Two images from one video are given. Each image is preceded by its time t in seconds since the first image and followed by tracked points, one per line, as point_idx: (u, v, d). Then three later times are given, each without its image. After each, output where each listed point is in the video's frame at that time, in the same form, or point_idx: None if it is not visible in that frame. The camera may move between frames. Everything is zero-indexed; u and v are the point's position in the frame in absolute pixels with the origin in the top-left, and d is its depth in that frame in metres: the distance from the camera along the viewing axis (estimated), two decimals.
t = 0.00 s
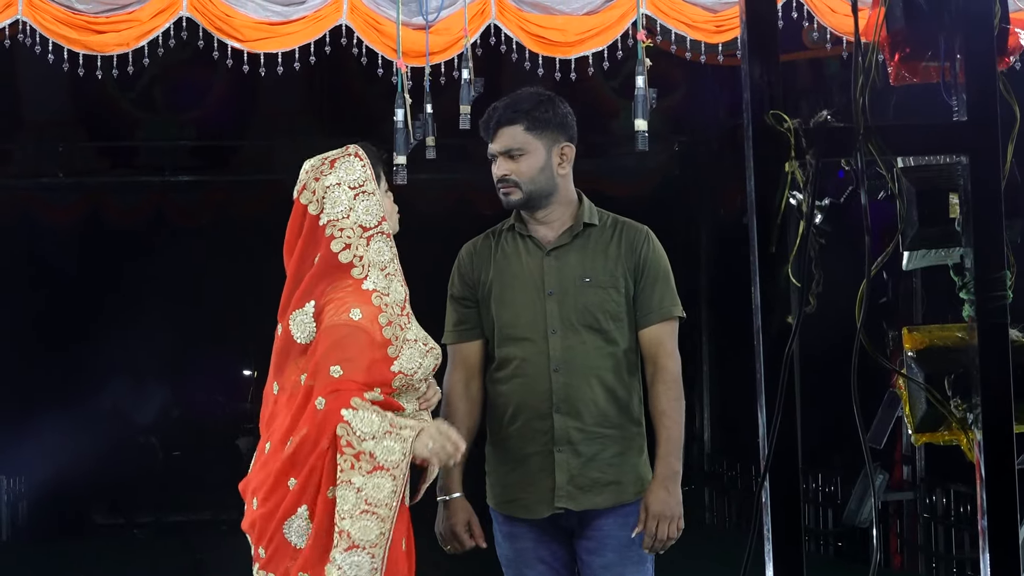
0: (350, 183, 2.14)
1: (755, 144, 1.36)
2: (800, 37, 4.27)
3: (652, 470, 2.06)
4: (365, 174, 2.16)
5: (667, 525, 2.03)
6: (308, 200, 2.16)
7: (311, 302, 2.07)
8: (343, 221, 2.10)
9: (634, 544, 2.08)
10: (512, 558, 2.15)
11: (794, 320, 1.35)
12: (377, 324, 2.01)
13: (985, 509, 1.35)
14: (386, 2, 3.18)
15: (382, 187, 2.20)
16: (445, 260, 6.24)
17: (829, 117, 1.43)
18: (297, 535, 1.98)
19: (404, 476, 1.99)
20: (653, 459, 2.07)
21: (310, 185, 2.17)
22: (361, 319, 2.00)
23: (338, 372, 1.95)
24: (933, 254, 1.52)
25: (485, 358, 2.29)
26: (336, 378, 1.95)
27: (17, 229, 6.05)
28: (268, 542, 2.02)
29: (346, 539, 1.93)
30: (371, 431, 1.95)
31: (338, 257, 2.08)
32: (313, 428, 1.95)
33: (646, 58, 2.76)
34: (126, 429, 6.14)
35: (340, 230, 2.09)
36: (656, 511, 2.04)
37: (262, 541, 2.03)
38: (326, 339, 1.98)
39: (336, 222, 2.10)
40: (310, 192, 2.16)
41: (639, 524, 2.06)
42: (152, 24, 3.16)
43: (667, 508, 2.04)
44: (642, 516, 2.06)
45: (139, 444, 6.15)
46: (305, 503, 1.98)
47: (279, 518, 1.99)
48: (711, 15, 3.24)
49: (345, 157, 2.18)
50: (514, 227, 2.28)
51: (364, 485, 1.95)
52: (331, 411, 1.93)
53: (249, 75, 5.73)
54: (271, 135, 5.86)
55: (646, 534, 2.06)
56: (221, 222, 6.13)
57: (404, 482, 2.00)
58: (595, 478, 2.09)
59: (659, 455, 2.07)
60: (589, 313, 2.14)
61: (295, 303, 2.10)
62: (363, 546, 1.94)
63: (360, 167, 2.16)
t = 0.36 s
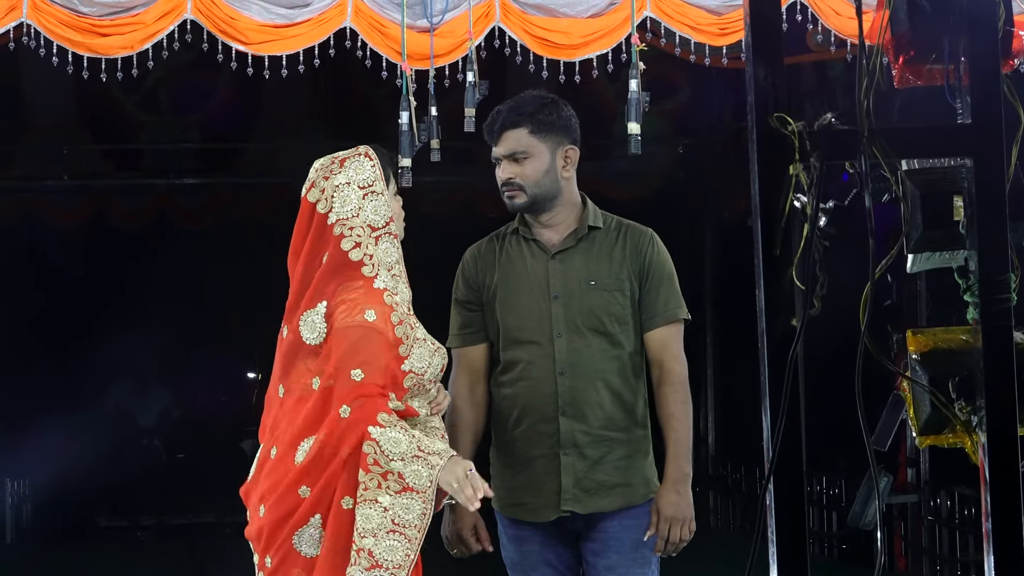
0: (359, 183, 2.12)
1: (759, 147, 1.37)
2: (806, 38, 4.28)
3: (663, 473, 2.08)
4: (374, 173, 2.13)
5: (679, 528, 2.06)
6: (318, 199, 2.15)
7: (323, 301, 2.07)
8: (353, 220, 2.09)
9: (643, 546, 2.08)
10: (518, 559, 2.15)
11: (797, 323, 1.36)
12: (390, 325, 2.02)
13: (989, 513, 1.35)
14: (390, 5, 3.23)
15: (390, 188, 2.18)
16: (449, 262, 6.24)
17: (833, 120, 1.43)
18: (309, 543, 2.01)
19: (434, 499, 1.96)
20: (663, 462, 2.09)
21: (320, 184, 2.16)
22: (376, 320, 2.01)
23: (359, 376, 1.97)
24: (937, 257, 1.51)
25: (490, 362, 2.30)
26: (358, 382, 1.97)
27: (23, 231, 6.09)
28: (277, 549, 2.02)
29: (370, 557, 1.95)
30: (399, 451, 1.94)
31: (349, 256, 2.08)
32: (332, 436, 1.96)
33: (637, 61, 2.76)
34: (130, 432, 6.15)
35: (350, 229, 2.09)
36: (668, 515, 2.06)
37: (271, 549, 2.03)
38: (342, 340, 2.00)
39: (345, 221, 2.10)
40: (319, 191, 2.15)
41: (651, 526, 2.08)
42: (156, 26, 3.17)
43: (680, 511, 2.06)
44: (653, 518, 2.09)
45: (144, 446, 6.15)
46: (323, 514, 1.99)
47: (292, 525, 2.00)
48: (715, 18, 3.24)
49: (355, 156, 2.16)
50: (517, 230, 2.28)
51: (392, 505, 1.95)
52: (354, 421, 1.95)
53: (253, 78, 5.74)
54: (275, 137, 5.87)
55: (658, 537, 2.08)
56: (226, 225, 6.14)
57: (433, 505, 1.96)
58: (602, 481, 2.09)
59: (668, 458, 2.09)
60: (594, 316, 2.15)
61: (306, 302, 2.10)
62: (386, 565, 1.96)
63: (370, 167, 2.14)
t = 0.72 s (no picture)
0: (363, 184, 2.14)
1: (758, 147, 1.37)
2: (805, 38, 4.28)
3: (663, 473, 2.08)
4: (377, 174, 2.16)
5: (678, 528, 2.05)
6: (323, 203, 2.15)
7: (325, 300, 2.08)
8: (359, 221, 2.10)
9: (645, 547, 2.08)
10: (519, 561, 2.15)
11: (796, 324, 1.36)
12: (391, 323, 2.03)
13: (988, 514, 1.35)
14: (389, 6, 3.23)
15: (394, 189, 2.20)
16: (448, 263, 6.24)
17: (832, 120, 1.44)
18: (316, 536, 1.99)
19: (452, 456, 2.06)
20: (663, 463, 2.09)
21: (323, 186, 2.15)
22: (377, 317, 2.01)
23: (354, 369, 1.97)
24: (936, 257, 1.51)
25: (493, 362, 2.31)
26: (352, 375, 1.97)
27: (22, 232, 6.08)
28: (282, 547, 2.01)
29: (400, 529, 2.00)
30: (410, 419, 1.99)
31: (354, 256, 2.08)
32: (333, 429, 1.96)
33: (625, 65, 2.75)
34: (129, 432, 6.14)
35: (355, 230, 2.10)
36: (667, 515, 2.05)
37: (276, 548, 2.02)
38: (340, 336, 1.99)
39: (352, 222, 2.11)
40: (323, 193, 2.15)
41: (648, 527, 2.08)
42: (155, 27, 3.16)
43: (678, 512, 2.06)
44: (652, 519, 2.08)
45: (143, 446, 6.14)
46: (331, 505, 1.98)
47: (297, 520, 1.99)
48: (714, 18, 3.24)
49: (357, 158, 2.17)
50: (519, 232, 2.28)
51: (412, 473, 2.00)
52: (358, 409, 1.96)
53: (253, 78, 5.71)
54: (274, 138, 5.87)
55: (656, 537, 2.08)
56: (225, 225, 6.14)
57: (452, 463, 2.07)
58: (606, 482, 2.09)
59: (668, 458, 2.08)
60: (597, 317, 2.15)
61: (307, 302, 2.10)
62: (418, 532, 2.02)
63: (373, 167, 2.16)
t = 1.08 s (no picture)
0: (359, 179, 2.15)
1: (758, 146, 1.37)
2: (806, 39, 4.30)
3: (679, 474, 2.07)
4: (373, 169, 2.16)
5: (694, 529, 2.05)
6: (317, 197, 2.17)
7: (334, 297, 2.07)
8: (358, 216, 2.10)
9: (657, 549, 2.07)
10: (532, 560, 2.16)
11: (797, 323, 1.36)
12: (403, 318, 2.03)
13: (988, 515, 1.35)
14: (389, 6, 3.23)
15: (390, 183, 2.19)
16: (448, 263, 6.24)
17: (832, 120, 1.44)
18: (329, 538, 1.99)
19: (468, 463, 2.06)
20: (679, 463, 2.08)
21: (320, 182, 2.17)
22: (389, 314, 2.02)
23: (374, 368, 1.99)
24: (937, 257, 1.51)
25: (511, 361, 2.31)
26: (372, 374, 1.98)
27: (22, 232, 6.08)
28: (294, 547, 2.00)
29: (415, 534, 2.01)
30: (431, 425, 2.01)
31: (356, 251, 2.08)
32: (352, 428, 1.97)
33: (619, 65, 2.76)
34: (130, 432, 6.14)
35: (356, 225, 2.09)
36: (682, 516, 2.06)
37: (287, 547, 2.01)
38: (354, 334, 2.00)
39: (350, 217, 2.10)
40: (319, 190, 2.17)
41: (666, 530, 2.08)
42: (156, 27, 3.16)
43: (694, 512, 2.06)
44: (667, 521, 2.08)
45: (143, 446, 6.13)
46: (346, 506, 1.99)
47: (311, 521, 1.98)
48: (715, 18, 3.23)
49: (353, 154, 2.19)
50: (539, 230, 2.28)
51: (428, 479, 2.02)
52: (378, 411, 1.97)
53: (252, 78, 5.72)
54: (274, 138, 5.87)
55: (672, 538, 2.08)
56: (226, 225, 6.14)
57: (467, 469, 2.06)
58: (619, 482, 2.09)
59: (684, 458, 2.08)
60: (614, 316, 2.14)
61: (316, 300, 2.10)
62: (432, 537, 2.02)
63: (369, 162, 2.16)
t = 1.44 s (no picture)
0: (347, 181, 2.11)
1: (753, 146, 1.39)
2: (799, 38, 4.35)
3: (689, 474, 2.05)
4: (360, 169, 2.12)
5: (703, 529, 2.03)
6: (307, 203, 2.13)
7: (335, 293, 2.01)
8: (349, 215, 2.06)
9: (665, 550, 2.05)
10: (540, 554, 2.14)
11: (791, 323, 1.39)
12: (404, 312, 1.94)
13: (984, 513, 1.37)
14: (384, 5, 3.18)
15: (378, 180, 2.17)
16: (444, 262, 6.24)
17: (828, 120, 1.43)
18: (339, 517, 1.91)
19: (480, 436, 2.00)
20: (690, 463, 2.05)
21: (309, 187, 2.15)
22: (390, 304, 1.94)
23: (377, 353, 1.91)
24: (932, 257, 1.53)
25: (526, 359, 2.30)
26: (376, 360, 1.90)
27: (15, 231, 6.01)
28: (305, 529, 1.92)
29: (429, 507, 1.93)
30: (439, 398, 1.94)
31: (351, 247, 2.01)
32: (359, 413, 1.89)
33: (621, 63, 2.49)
34: (126, 432, 6.15)
35: (348, 224, 2.04)
36: (692, 516, 2.03)
37: (298, 530, 1.93)
38: (358, 326, 1.94)
39: (342, 217, 2.05)
40: (309, 195, 2.13)
41: (676, 529, 2.06)
42: (151, 27, 3.15)
43: (703, 513, 2.04)
44: (676, 521, 2.07)
45: (138, 446, 6.08)
46: (357, 486, 1.91)
47: (322, 502, 1.91)
48: (710, 18, 3.23)
49: (340, 155, 2.16)
50: (554, 226, 2.27)
51: (442, 452, 1.94)
52: (383, 395, 1.89)
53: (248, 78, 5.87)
54: (270, 137, 5.90)
55: (681, 539, 2.06)
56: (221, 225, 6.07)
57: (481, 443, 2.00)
58: (626, 480, 2.06)
59: (695, 459, 2.04)
60: (626, 315, 2.12)
61: (315, 298, 2.04)
62: (447, 511, 1.95)
63: (355, 163, 2.13)
